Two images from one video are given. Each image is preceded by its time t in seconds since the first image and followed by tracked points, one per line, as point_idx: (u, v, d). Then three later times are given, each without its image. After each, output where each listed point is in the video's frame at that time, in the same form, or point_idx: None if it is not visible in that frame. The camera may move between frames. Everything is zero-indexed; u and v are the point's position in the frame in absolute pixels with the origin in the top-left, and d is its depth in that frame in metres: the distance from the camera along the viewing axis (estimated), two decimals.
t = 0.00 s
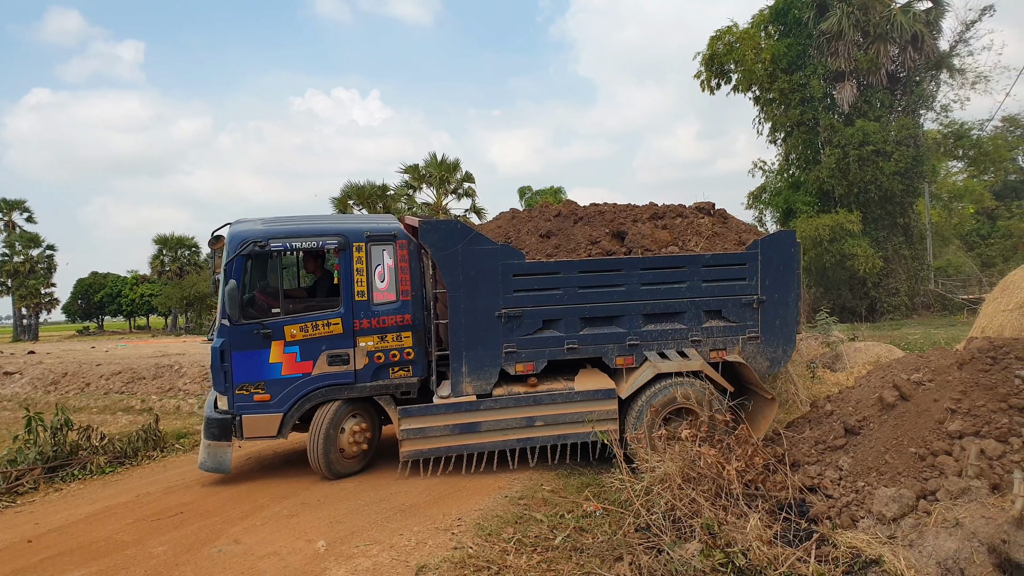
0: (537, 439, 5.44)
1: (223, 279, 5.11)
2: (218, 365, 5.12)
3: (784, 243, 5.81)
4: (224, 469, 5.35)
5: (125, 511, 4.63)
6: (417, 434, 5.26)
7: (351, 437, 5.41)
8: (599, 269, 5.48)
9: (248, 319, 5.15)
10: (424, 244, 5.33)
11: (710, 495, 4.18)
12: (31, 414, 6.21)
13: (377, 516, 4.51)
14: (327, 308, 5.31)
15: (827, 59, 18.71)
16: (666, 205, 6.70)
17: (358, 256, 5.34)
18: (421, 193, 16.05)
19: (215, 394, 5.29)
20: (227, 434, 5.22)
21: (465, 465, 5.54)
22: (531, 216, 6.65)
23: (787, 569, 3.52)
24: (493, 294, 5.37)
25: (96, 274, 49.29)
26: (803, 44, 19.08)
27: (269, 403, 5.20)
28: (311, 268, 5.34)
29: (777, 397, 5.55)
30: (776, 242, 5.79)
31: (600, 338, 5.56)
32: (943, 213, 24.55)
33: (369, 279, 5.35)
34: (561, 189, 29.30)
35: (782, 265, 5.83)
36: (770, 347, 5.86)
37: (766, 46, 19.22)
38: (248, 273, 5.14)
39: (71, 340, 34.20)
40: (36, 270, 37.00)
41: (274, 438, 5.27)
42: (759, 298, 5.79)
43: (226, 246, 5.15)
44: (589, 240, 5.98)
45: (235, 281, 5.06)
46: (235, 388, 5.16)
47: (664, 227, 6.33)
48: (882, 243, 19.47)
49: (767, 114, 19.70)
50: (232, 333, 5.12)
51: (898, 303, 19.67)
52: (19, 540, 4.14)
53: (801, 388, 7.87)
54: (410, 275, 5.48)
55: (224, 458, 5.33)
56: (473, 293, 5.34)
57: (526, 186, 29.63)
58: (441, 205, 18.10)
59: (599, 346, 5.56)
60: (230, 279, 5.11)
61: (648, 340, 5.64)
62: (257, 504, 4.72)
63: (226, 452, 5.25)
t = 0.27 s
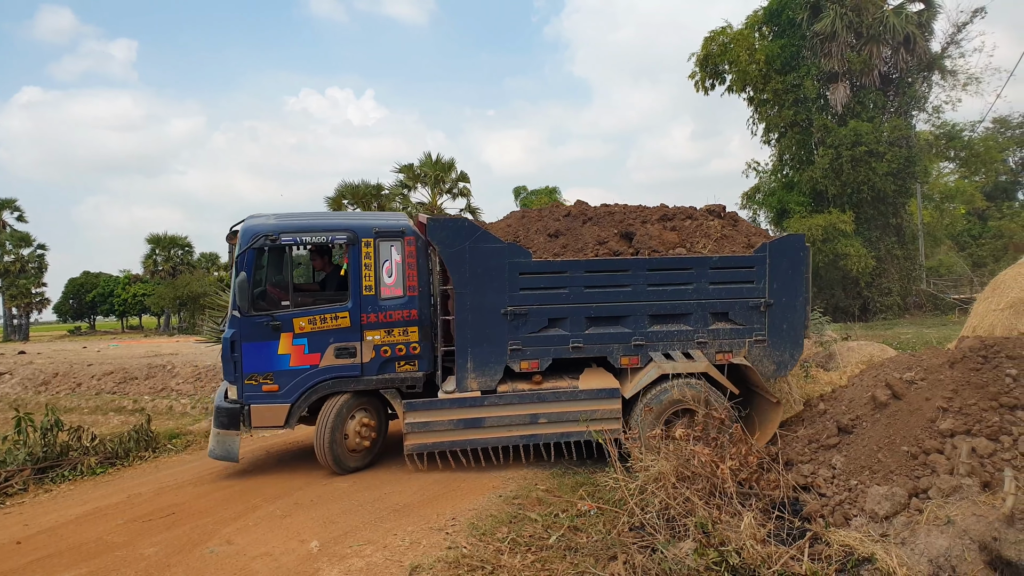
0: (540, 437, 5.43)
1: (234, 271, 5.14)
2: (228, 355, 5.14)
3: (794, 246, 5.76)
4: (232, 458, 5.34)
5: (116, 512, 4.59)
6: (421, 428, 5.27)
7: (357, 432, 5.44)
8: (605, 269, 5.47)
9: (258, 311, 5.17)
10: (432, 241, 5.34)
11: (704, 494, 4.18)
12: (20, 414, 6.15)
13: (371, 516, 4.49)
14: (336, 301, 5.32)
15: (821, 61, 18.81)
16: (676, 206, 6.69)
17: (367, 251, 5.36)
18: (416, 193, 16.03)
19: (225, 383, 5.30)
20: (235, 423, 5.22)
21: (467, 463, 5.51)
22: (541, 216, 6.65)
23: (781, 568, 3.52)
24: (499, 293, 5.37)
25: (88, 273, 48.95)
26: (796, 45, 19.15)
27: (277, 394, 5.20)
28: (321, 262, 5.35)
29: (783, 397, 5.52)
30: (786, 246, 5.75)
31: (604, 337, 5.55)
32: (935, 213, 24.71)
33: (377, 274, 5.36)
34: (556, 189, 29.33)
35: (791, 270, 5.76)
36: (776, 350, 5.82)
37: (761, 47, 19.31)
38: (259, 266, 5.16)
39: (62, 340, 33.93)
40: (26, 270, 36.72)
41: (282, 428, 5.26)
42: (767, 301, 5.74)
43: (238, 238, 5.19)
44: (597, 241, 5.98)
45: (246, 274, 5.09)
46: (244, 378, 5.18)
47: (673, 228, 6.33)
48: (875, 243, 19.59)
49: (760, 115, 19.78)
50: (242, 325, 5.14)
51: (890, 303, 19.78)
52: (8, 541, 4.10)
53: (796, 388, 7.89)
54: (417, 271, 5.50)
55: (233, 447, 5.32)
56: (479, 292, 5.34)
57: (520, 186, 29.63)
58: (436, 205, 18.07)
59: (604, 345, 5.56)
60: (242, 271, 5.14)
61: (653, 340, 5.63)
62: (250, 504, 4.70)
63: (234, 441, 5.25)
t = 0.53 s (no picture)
0: (537, 435, 5.43)
1: (234, 271, 5.22)
2: (228, 353, 5.23)
3: (790, 248, 5.66)
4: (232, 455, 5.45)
5: (96, 516, 4.51)
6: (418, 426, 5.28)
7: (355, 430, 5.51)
8: (602, 269, 5.45)
9: (257, 309, 5.25)
10: (429, 241, 5.33)
11: (689, 493, 4.19)
12: None
13: (356, 518, 4.45)
14: (333, 300, 5.34)
15: (805, 63, 18.98)
16: (676, 208, 6.69)
17: (364, 250, 5.36)
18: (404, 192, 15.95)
19: (226, 381, 5.41)
20: (235, 420, 5.34)
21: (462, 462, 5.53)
22: (541, 216, 6.63)
23: (766, 565, 3.54)
24: (496, 293, 5.36)
25: (68, 274, 48.14)
26: (781, 47, 19.30)
27: (275, 390, 5.27)
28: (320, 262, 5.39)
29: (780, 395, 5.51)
30: (783, 247, 5.67)
31: (601, 337, 5.53)
32: (916, 215, 25.09)
33: (374, 272, 5.36)
34: (543, 189, 29.39)
35: (787, 270, 5.69)
36: (773, 350, 5.74)
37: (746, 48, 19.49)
38: (258, 265, 5.22)
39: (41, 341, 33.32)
40: (3, 270, 36.00)
41: (280, 425, 5.34)
42: (763, 302, 5.68)
43: (238, 238, 5.26)
44: (594, 241, 5.99)
45: (245, 274, 5.16)
46: (243, 375, 5.26)
47: (671, 229, 6.33)
48: (857, 244, 19.84)
49: (745, 117, 19.95)
50: (241, 323, 5.22)
51: (873, 303, 20.05)
52: None
53: (782, 387, 7.96)
54: (414, 270, 5.48)
55: (232, 444, 5.44)
56: (476, 292, 5.33)
57: (507, 186, 29.63)
58: (423, 205, 18.00)
59: (600, 345, 5.54)
60: (241, 270, 5.22)
61: (649, 340, 5.60)
62: (234, 506, 4.64)
63: (233, 437, 5.37)
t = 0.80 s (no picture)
0: (523, 435, 5.38)
1: (221, 269, 5.16)
2: (216, 350, 5.16)
3: (778, 250, 5.67)
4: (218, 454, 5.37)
5: (67, 521, 4.37)
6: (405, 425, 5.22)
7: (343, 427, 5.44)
8: (590, 271, 5.42)
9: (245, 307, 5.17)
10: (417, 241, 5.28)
11: (670, 493, 4.18)
12: None
13: (336, 520, 4.37)
14: (320, 299, 5.27)
15: (783, 65, 19.19)
16: (664, 209, 6.69)
17: (351, 249, 5.28)
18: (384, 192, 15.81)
19: (213, 379, 5.34)
20: (222, 418, 5.27)
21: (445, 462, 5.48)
22: (530, 216, 6.60)
23: (746, 564, 3.53)
24: (484, 294, 5.32)
25: (39, 273, 46.97)
26: (759, 49, 19.50)
27: (262, 388, 5.20)
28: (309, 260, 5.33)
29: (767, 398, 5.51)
30: (771, 250, 5.67)
31: (589, 338, 5.51)
32: (891, 216, 25.54)
33: (361, 271, 5.29)
34: (524, 190, 29.37)
35: (775, 273, 5.70)
36: (760, 353, 5.76)
37: (725, 51, 19.69)
38: (246, 264, 5.16)
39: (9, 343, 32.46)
40: None
41: (267, 424, 5.27)
42: (750, 304, 5.68)
43: (225, 236, 5.19)
44: (582, 242, 5.98)
45: (232, 272, 5.10)
46: (230, 373, 5.18)
47: (659, 231, 6.33)
48: (834, 245, 20.15)
49: (724, 119, 20.14)
50: (228, 321, 5.15)
51: (849, 304, 20.36)
52: None
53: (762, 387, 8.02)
54: (402, 269, 5.40)
55: (219, 442, 5.36)
56: (465, 292, 5.29)
57: (488, 186, 29.56)
58: (402, 205, 17.86)
59: (588, 346, 5.51)
60: (228, 269, 5.15)
61: (636, 341, 5.59)
62: (211, 510, 4.53)
63: (221, 435, 5.30)
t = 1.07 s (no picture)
0: (505, 436, 5.33)
1: (201, 271, 5.04)
2: (195, 352, 5.06)
3: (761, 251, 5.69)
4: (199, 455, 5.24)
5: (36, 524, 4.22)
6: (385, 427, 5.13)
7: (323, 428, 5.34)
8: (572, 271, 5.39)
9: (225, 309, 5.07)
10: (397, 241, 5.20)
11: (649, 493, 4.16)
12: None
13: (315, 522, 4.28)
14: (301, 301, 5.17)
15: (761, 66, 19.40)
16: (647, 210, 6.69)
17: (332, 251, 5.18)
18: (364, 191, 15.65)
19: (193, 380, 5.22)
20: (202, 419, 5.15)
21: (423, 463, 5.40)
22: (513, 216, 6.54)
23: (725, 563, 3.51)
24: (465, 295, 5.26)
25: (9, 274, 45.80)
26: (738, 50, 19.70)
27: (242, 390, 5.09)
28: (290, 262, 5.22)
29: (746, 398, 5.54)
30: (752, 250, 5.69)
31: (570, 339, 5.47)
32: (867, 217, 25.98)
33: (341, 273, 5.19)
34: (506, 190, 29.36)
35: (757, 273, 5.72)
36: (741, 353, 5.78)
37: (704, 52, 19.89)
38: (225, 265, 5.05)
39: None
40: None
41: (247, 425, 5.15)
42: (732, 305, 5.69)
43: (205, 237, 5.09)
44: (565, 243, 5.96)
45: (211, 274, 4.99)
46: (211, 374, 5.08)
47: (641, 231, 6.32)
48: (811, 245, 20.43)
49: (703, 120, 20.34)
50: (209, 322, 5.05)
51: (825, 303, 20.66)
52: None
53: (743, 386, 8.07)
54: (383, 271, 5.31)
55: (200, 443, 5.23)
56: (445, 293, 5.23)
57: (469, 186, 29.50)
58: (381, 205, 17.73)
59: (569, 347, 5.48)
60: (208, 270, 5.04)
61: (618, 341, 5.58)
62: (187, 512, 4.41)
63: (201, 436, 5.18)
